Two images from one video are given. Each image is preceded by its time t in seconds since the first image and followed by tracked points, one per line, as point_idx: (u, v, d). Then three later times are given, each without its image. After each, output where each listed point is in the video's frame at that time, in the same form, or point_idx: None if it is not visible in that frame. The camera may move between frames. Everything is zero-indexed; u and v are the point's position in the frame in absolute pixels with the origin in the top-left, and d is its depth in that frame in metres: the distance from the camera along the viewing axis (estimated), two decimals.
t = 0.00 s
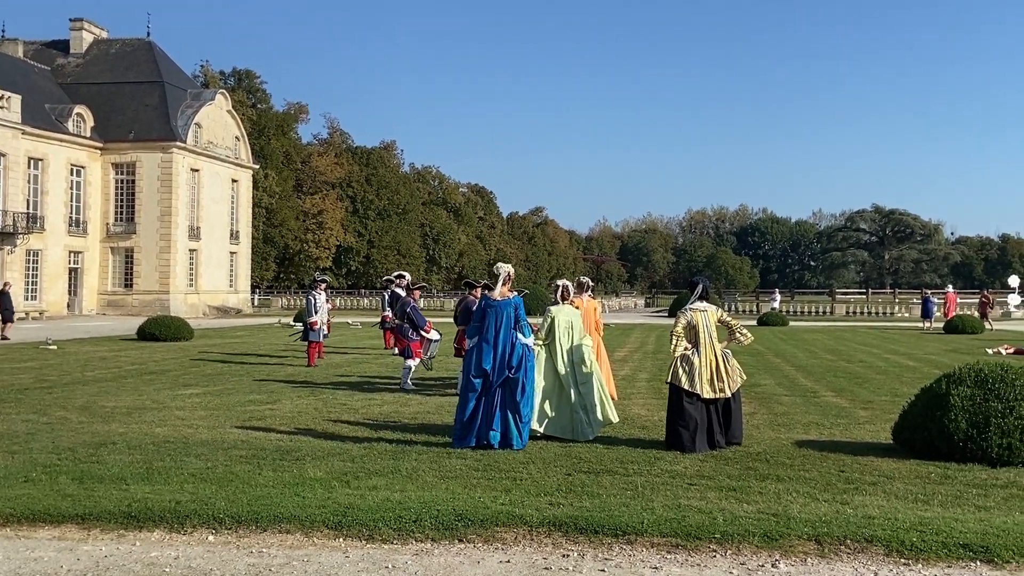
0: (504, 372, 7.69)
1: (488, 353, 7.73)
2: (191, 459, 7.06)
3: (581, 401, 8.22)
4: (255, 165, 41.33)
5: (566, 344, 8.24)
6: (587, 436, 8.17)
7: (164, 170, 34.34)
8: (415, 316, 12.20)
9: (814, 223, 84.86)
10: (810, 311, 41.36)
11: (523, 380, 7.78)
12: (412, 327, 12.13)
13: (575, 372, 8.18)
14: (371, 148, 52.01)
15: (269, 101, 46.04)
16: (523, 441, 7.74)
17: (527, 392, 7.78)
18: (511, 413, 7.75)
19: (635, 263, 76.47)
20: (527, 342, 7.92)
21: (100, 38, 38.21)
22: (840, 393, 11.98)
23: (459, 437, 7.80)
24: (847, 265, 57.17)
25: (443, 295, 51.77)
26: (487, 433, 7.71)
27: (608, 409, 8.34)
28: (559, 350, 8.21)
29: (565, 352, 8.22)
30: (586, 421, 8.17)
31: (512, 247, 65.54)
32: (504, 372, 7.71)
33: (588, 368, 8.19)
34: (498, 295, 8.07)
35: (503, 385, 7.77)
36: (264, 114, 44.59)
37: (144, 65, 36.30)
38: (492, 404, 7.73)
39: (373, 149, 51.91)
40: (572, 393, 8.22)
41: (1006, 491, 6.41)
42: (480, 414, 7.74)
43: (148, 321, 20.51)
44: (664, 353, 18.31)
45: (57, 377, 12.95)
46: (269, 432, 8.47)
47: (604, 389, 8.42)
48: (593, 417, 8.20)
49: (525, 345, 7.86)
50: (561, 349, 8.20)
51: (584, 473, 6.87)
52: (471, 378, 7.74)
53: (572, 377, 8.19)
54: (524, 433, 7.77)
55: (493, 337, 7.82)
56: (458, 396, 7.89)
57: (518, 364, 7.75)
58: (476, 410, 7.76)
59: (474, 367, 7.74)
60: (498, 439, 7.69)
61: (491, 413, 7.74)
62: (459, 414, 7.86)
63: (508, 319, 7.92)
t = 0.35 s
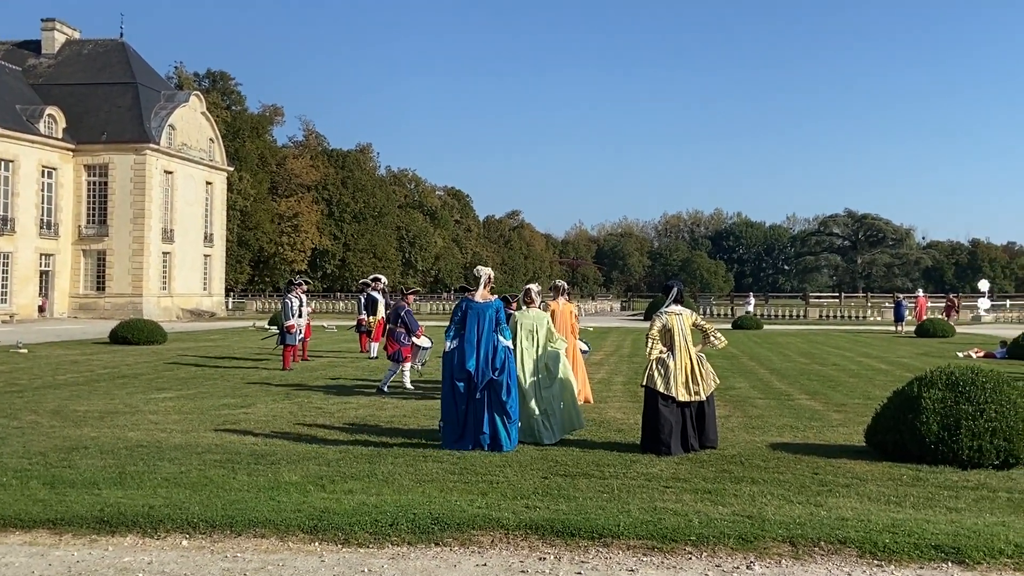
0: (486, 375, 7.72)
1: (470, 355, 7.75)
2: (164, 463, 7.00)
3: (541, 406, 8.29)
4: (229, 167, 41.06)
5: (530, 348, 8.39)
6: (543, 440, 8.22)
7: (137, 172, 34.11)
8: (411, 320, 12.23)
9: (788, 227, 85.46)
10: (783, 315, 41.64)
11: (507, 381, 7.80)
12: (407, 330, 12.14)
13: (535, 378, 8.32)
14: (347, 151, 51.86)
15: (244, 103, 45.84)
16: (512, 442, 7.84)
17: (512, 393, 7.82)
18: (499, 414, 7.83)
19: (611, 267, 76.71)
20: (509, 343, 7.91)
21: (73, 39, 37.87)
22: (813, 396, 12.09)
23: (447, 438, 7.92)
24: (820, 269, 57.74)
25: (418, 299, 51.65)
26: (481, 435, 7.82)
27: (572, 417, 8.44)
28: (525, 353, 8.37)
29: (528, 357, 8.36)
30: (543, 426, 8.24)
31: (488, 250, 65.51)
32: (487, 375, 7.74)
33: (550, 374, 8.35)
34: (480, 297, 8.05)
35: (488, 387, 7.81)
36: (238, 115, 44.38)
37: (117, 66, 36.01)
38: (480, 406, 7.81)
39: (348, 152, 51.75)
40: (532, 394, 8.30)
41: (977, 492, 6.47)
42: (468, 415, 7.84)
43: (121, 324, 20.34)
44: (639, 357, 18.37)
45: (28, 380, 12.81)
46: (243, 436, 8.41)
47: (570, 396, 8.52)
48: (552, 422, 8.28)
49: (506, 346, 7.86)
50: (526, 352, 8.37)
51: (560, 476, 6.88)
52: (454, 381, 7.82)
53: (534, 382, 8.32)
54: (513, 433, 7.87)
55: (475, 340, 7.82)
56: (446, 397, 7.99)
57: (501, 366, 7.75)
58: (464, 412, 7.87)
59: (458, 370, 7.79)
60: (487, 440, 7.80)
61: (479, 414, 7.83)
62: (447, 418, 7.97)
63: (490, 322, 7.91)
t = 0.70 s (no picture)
0: (452, 379, 7.78)
1: (435, 361, 7.79)
2: (134, 468, 6.94)
3: (502, 409, 8.34)
4: (199, 170, 40.76)
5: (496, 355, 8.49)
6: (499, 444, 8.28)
7: (106, 174, 33.80)
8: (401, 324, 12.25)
9: (758, 233, 86.16)
10: (753, 319, 41.97)
11: (473, 386, 7.88)
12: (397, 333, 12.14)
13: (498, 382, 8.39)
14: (318, 155, 51.67)
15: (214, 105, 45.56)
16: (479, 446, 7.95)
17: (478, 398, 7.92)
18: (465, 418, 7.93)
19: (583, 272, 76.94)
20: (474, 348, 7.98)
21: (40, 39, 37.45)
22: (782, 400, 12.20)
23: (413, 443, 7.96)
24: (789, 274, 58.27)
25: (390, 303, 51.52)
26: (449, 438, 7.88)
27: (537, 418, 8.35)
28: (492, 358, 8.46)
29: (494, 362, 8.45)
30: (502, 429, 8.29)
31: (461, 255, 65.48)
32: (453, 380, 7.79)
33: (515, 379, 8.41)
34: (445, 303, 8.10)
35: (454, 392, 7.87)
36: (209, 117, 44.17)
37: (85, 67, 35.66)
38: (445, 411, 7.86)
39: (320, 155, 51.55)
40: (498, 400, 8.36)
41: (943, 495, 6.57)
42: (434, 421, 7.86)
43: (89, 328, 20.16)
44: (611, 361, 18.45)
45: None
46: (213, 441, 8.35)
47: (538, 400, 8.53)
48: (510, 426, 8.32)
49: (471, 351, 7.92)
50: (493, 357, 8.47)
51: (532, 480, 6.89)
52: (420, 386, 7.84)
53: (497, 387, 8.38)
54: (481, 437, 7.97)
55: (441, 345, 7.86)
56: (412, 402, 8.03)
57: (466, 371, 7.83)
58: (429, 418, 7.88)
59: (423, 375, 7.82)
60: (454, 446, 7.88)
61: (444, 420, 7.87)
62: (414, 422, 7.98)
63: (455, 327, 7.95)
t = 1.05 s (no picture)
0: (415, 377, 7.78)
1: (397, 358, 7.80)
2: (103, 468, 6.85)
3: (475, 407, 8.32)
4: (173, 167, 40.44)
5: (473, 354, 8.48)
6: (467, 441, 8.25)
7: (78, 171, 33.49)
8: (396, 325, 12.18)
9: (733, 233, 86.57)
10: (729, 318, 42.16)
11: (436, 384, 7.90)
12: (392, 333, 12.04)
13: (471, 381, 8.39)
14: (294, 152, 51.41)
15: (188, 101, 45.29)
16: (442, 443, 7.98)
17: (442, 396, 7.96)
18: (427, 415, 7.95)
19: (559, 271, 77.02)
20: (439, 346, 8.01)
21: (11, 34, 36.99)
22: (757, 398, 12.28)
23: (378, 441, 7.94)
24: (765, 273, 58.58)
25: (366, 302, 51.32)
26: (411, 436, 7.86)
27: (513, 415, 8.37)
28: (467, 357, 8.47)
29: (471, 362, 8.45)
30: (472, 427, 8.26)
31: (438, 253, 65.35)
32: (415, 377, 7.80)
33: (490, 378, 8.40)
34: (411, 301, 8.15)
35: (416, 389, 7.89)
36: (183, 115, 44.16)
37: (57, 63, 35.28)
38: (408, 408, 7.87)
39: (295, 153, 51.28)
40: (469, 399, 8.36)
41: (915, 493, 6.61)
42: (396, 418, 7.84)
43: (59, 327, 19.91)
44: (587, 360, 18.47)
45: None
46: (184, 440, 8.26)
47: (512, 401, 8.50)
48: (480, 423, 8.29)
49: (436, 349, 7.95)
50: (469, 356, 8.47)
51: (508, 480, 6.86)
52: (383, 384, 7.82)
53: (471, 385, 8.38)
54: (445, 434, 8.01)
55: (405, 343, 7.89)
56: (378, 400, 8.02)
57: (429, 369, 7.84)
58: (391, 415, 7.87)
59: (385, 373, 7.81)
60: (415, 443, 7.86)
61: (405, 417, 7.86)
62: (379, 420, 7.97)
63: (421, 325, 8.02)
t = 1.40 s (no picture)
0: (396, 375, 7.82)
1: (380, 355, 7.80)
2: (82, 468, 6.81)
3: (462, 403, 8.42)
4: (153, 166, 40.17)
5: (458, 351, 8.52)
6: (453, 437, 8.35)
7: (57, 170, 33.27)
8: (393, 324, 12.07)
9: (714, 233, 86.86)
10: (710, 319, 42.29)
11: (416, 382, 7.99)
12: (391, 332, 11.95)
13: (457, 378, 8.45)
14: (275, 151, 51.19)
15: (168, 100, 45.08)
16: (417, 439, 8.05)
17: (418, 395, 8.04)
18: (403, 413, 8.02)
19: (541, 271, 77.06)
20: (419, 345, 8.06)
21: None
22: (737, 398, 12.35)
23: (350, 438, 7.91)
24: (745, 274, 58.79)
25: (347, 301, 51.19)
26: (385, 434, 7.90)
27: (497, 413, 8.39)
28: (453, 354, 8.50)
29: (457, 358, 8.49)
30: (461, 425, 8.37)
31: (419, 253, 65.22)
32: (396, 375, 7.85)
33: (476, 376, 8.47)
34: (389, 299, 8.14)
35: (394, 386, 7.94)
36: (162, 113, 43.80)
37: (36, 60, 34.99)
38: (386, 406, 7.92)
39: (276, 152, 51.05)
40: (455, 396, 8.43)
41: (893, 492, 6.66)
42: (374, 416, 7.86)
43: (38, 326, 19.78)
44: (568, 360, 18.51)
45: None
46: (163, 440, 8.21)
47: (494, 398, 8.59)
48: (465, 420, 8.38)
49: (416, 347, 8.00)
50: (454, 354, 8.51)
51: (488, 479, 6.87)
52: (363, 381, 7.81)
53: (456, 383, 8.44)
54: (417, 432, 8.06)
55: (386, 341, 7.89)
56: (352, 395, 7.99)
57: (410, 367, 7.90)
58: (368, 412, 7.87)
59: (367, 370, 7.79)
60: (391, 439, 7.92)
61: (383, 414, 7.90)
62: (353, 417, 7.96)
63: (401, 323, 8.03)
